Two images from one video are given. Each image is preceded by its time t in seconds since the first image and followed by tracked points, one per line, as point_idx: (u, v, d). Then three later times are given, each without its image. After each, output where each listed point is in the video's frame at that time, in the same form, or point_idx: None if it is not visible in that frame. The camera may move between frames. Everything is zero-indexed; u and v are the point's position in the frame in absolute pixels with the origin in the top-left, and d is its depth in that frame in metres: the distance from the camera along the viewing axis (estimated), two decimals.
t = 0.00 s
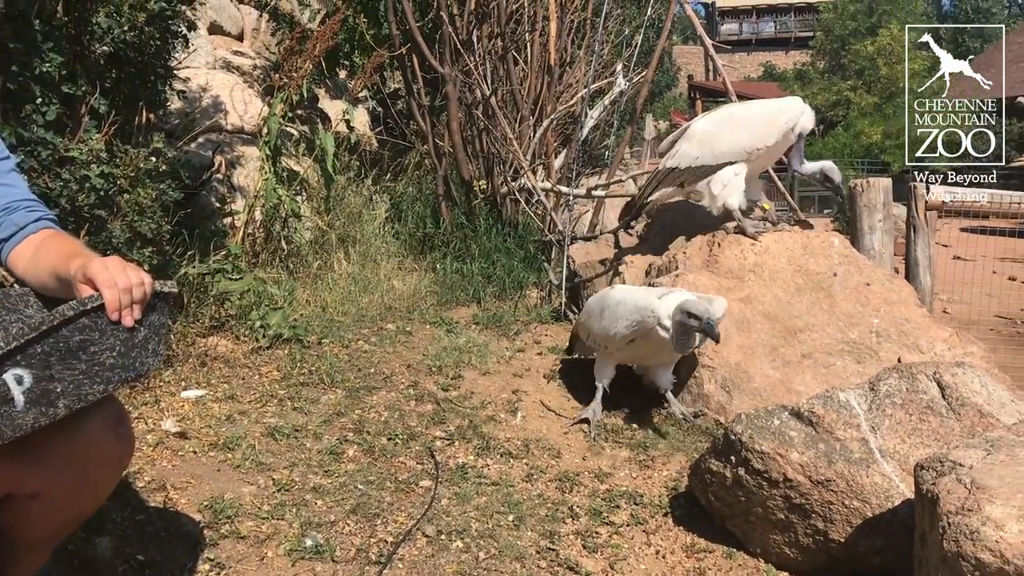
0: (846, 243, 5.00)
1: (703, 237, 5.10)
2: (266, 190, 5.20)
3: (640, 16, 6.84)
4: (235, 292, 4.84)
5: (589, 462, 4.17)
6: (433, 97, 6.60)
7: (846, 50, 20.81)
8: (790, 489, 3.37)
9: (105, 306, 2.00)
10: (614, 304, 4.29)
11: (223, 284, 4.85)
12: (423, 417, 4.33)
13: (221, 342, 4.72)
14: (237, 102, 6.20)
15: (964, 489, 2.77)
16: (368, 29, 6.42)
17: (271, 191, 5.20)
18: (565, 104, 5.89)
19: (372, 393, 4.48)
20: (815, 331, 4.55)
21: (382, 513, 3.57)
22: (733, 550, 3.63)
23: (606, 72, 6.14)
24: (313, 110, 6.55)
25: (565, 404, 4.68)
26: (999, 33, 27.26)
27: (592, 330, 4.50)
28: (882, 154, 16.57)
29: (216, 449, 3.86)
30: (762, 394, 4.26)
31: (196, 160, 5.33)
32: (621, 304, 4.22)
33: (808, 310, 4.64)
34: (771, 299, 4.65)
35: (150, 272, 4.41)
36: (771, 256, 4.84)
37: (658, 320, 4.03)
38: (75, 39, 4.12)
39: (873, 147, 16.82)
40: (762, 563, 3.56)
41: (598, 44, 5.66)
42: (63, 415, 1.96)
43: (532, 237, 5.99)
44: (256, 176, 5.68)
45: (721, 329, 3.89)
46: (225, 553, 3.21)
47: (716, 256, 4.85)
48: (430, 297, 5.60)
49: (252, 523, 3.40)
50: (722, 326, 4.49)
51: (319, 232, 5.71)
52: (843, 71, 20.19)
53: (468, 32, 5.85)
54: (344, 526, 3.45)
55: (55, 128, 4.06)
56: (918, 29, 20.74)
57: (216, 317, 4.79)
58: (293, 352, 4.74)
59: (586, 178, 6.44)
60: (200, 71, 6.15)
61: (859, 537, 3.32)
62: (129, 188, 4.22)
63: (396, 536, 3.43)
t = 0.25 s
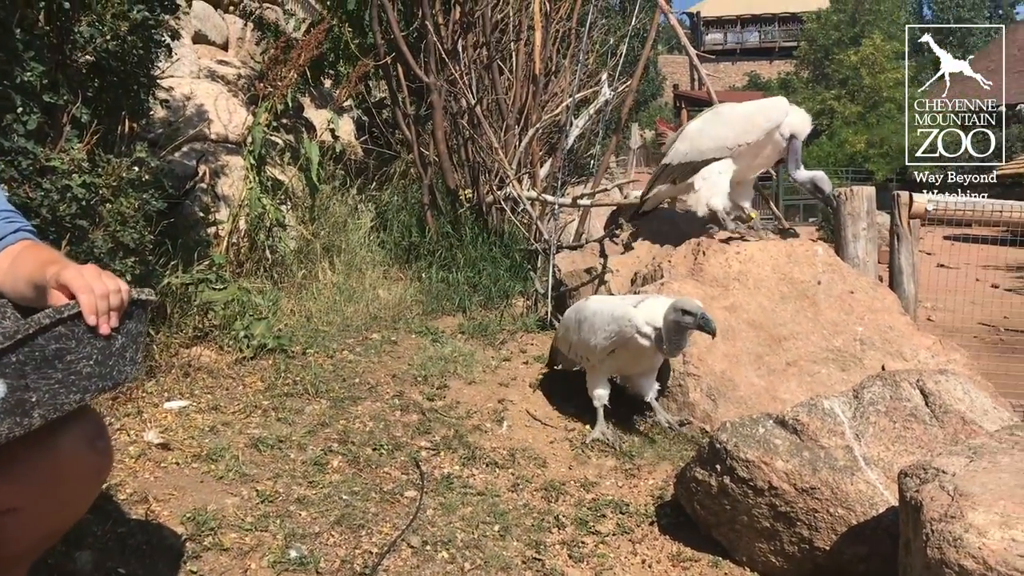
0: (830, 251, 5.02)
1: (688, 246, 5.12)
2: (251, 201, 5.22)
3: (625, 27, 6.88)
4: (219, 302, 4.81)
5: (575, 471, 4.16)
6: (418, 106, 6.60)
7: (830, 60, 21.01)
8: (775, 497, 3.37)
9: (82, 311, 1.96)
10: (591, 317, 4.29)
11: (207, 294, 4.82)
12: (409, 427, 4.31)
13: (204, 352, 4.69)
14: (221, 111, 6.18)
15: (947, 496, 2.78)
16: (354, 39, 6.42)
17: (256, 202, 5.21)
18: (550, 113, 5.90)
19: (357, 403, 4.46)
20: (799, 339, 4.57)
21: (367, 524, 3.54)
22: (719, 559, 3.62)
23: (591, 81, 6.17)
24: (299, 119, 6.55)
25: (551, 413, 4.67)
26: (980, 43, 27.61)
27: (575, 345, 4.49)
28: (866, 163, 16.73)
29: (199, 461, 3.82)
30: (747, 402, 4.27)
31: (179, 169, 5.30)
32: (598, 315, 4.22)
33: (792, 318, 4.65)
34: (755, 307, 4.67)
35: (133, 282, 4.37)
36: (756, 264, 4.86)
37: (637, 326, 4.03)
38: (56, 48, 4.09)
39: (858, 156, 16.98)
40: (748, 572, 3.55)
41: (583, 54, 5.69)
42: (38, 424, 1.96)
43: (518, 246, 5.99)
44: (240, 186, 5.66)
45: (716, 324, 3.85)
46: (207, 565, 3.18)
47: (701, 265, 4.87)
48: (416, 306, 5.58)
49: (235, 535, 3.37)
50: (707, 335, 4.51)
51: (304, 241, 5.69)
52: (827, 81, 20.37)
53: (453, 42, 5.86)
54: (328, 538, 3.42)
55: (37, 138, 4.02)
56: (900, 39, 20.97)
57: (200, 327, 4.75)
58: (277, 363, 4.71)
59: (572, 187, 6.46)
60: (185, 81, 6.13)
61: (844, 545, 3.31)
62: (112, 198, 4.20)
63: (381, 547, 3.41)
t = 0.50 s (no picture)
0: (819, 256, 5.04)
1: (678, 251, 5.13)
2: (240, 206, 5.14)
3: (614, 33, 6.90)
4: (208, 308, 4.78)
5: (566, 476, 4.15)
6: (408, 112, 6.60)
7: (818, 67, 21.15)
8: (766, 502, 3.38)
9: (82, 306, 1.94)
10: (584, 325, 4.27)
11: (196, 299, 4.79)
12: (399, 433, 4.29)
13: (193, 358, 4.66)
14: (211, 116, 6.16)
15: (937, 500, 2.79)
16: (343, 44, 6.42)
17: (245, 206, 5.13)
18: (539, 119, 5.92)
19: (347, 409, 4.44)
20: (789, 343, 4.58)
21: (357, 530, 3.52)
22: (710, 563, 3.62)
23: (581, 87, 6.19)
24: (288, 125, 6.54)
25: (542, 418, 4.66)
26: (966, 50, 27.86)
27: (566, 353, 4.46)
28: (854, 168, 16.84)
29: (188, 467, 3.80)
30: (738, 407, 4.28)
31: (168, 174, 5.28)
32: (591, 323, 4.20)
33: (782, 322, 4.67)
34: (745, 312, 4.69)
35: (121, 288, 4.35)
36: (745, 269, 4.88)
37: (632, 333, 4.03)
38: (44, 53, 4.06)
39: (846, 162, 17.09)
40: None
41: (572, 60, 5.71)
42: (46, 413, 1.98)
43: (509, 251, 5.99)
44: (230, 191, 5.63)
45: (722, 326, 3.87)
46: (196, 572, 3.15)
47: (691, 270, 4.88)
48: (406, 311, 5.57)
49: (224, 541, 3.34)
50: (698, 340, 4.53)
51: (293, 246, 5.67)
52: (815, 87, 20.49)
53: (443, 47, 5.87)
54: (318, 544, 3.40)
55: (25, 142, 4.00)
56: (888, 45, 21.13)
57: (189, 332, 4.72)
58: (266, 369, 4.69)
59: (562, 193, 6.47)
60: (174, 86, 6.11)
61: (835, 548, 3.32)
62: (100, 203, 4.18)
63: (371, 553, 3.39)
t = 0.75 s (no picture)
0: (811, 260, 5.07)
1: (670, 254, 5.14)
2: (232, 208, 5.14)
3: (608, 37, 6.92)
4: (200, 310, 4.76)
5: (559, 479, 4.15)
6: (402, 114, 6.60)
7: (809, 71, 21.24)
8: (758, 505, 3.39)
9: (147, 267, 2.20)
10: (623, 327, 4.18)
11: (188, 302, 4.77)
12: (392, 436, 4.29)
13: (185, 360, 4.65)
14: (203, 118, 6.15)
15: (928, 503, 2.80)
16: (337, 47, 6.41)
17: (238, 209, 5.13)
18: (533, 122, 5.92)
19: (340, 412, 4.43)
20: (781, 347, 4.60)
21: (349, 533, 3.51)
22: (702, 566, 3.63)
23: (575, 90, 6.20)
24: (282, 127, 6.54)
25: (535, 421, 4.65)
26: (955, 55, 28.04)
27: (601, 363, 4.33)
28: (845, 173, 16.92)
29: (179, 470, 3.78)
30: (730, 410, 4.30)
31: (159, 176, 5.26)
32: (633, 325, 4.12)
33: (774, 326, 4.69)
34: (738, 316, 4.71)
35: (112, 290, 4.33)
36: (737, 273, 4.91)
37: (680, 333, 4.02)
38: (35, 54, 4.03)
39: (837, 166, 17.17)
40: None
41: (566, 64, 5.72)
42: (139, 348, 2.05)
43: (502, 254, 5.99)
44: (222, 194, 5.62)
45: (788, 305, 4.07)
46: None
47: (683, 273, 4.91)
48: (398, 313, 5.55)
49: (216, 545, 3.33)
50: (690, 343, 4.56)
51: (286, 249, 5.65)
52: (806, 91, 20.57)
53: (436, 50, 5.86)
54: (310, 547, 3.39)
55: (16, 144, 3.97)
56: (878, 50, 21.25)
57: (181, 335, 4.71)
58: (259, 372, 4.68)
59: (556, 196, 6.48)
60: (167, 88, 6.09)
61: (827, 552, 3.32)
62: (91, 206, 4.17)
63: (363, 557, 3.38)
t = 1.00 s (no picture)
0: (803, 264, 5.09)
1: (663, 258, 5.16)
2: (224, 211, 5.15)
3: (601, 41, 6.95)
4: (192, 314, 4.76)
5: (551, 483, 4.14)
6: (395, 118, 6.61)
7: (803, 75, 21.30)
8: (749, 508, 3.40)
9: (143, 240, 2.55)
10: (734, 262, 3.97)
11: (179, 306, 4.77)
12: (384, 440, 4.28)
13: (176, 364, 4.63)
14: (196, 122, 6.14)
15: (918, 506, 2.81)
16: (329, 50, 6.40)
17: (230, 212, 5.14)
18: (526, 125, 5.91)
19: (332, 415, 4.42)
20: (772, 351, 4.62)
21: (340, 538, 3.50)
22: (694, 570, 3.62)
23: (568, 94, 6.22)
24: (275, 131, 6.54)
25: (527, 425, 4.64)
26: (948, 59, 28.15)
27: (709, 283, 4.17)
28: (838, 176, 16.99)
29: (170, 474, 3.76)
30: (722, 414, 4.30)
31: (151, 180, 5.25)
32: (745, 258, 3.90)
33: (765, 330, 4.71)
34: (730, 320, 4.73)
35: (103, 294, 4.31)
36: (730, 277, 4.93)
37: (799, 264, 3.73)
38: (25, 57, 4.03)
39: (830, 169, 17.23)
40: None
41: (559, 68, 5.73)
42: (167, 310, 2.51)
43: (495, 257, 5.98)
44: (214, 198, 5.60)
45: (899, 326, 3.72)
46: None
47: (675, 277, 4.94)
48: (391, 317, 5.54)
49: (206, 550, 3.31)
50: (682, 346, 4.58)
51: (279, 252, 5.63)
52: (800, 95, 20.64)
53: (429, 54, 5.84)
54: (301, 552, 3.38)
55: (6, 147, 3.96)
56: (870, 54, 21.34)
57: (172, 339, 4.70)
58: (250, 376, 4.66)
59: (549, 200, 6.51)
60: (160, 91, 6.09)
61: (819, 556, 3.32)
62: (82, 209, 4.15)
63: (354, 561, 3.37)
